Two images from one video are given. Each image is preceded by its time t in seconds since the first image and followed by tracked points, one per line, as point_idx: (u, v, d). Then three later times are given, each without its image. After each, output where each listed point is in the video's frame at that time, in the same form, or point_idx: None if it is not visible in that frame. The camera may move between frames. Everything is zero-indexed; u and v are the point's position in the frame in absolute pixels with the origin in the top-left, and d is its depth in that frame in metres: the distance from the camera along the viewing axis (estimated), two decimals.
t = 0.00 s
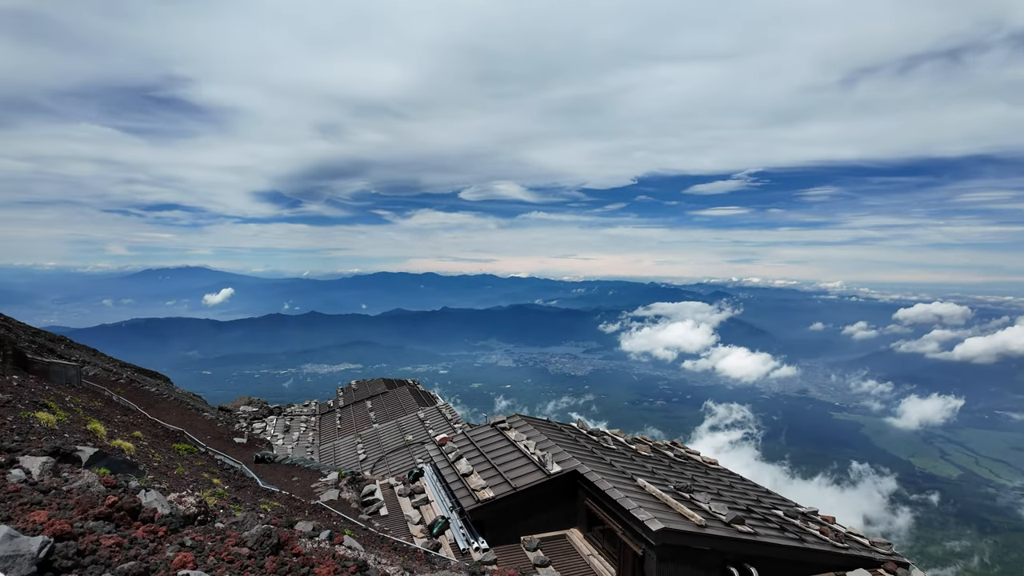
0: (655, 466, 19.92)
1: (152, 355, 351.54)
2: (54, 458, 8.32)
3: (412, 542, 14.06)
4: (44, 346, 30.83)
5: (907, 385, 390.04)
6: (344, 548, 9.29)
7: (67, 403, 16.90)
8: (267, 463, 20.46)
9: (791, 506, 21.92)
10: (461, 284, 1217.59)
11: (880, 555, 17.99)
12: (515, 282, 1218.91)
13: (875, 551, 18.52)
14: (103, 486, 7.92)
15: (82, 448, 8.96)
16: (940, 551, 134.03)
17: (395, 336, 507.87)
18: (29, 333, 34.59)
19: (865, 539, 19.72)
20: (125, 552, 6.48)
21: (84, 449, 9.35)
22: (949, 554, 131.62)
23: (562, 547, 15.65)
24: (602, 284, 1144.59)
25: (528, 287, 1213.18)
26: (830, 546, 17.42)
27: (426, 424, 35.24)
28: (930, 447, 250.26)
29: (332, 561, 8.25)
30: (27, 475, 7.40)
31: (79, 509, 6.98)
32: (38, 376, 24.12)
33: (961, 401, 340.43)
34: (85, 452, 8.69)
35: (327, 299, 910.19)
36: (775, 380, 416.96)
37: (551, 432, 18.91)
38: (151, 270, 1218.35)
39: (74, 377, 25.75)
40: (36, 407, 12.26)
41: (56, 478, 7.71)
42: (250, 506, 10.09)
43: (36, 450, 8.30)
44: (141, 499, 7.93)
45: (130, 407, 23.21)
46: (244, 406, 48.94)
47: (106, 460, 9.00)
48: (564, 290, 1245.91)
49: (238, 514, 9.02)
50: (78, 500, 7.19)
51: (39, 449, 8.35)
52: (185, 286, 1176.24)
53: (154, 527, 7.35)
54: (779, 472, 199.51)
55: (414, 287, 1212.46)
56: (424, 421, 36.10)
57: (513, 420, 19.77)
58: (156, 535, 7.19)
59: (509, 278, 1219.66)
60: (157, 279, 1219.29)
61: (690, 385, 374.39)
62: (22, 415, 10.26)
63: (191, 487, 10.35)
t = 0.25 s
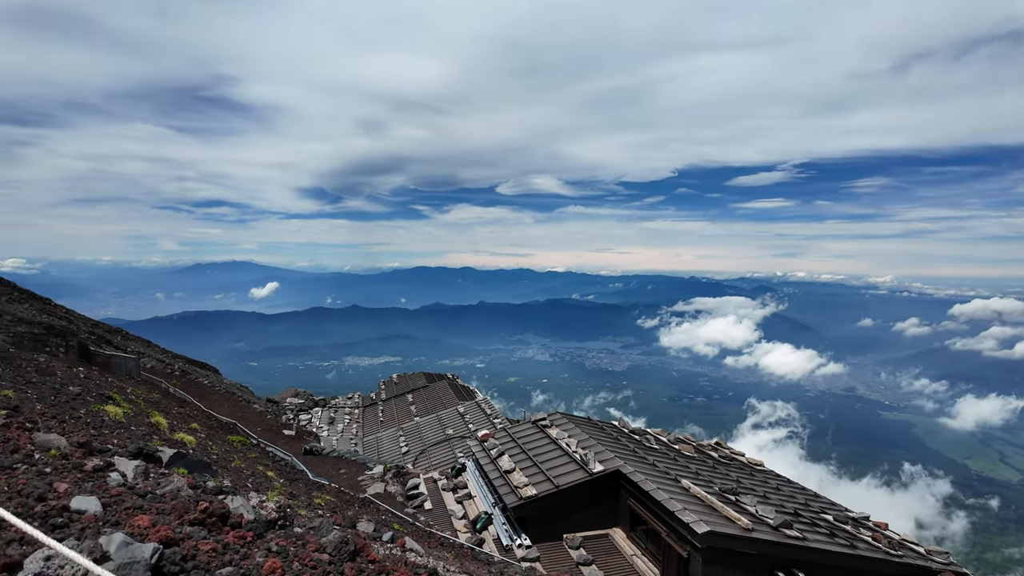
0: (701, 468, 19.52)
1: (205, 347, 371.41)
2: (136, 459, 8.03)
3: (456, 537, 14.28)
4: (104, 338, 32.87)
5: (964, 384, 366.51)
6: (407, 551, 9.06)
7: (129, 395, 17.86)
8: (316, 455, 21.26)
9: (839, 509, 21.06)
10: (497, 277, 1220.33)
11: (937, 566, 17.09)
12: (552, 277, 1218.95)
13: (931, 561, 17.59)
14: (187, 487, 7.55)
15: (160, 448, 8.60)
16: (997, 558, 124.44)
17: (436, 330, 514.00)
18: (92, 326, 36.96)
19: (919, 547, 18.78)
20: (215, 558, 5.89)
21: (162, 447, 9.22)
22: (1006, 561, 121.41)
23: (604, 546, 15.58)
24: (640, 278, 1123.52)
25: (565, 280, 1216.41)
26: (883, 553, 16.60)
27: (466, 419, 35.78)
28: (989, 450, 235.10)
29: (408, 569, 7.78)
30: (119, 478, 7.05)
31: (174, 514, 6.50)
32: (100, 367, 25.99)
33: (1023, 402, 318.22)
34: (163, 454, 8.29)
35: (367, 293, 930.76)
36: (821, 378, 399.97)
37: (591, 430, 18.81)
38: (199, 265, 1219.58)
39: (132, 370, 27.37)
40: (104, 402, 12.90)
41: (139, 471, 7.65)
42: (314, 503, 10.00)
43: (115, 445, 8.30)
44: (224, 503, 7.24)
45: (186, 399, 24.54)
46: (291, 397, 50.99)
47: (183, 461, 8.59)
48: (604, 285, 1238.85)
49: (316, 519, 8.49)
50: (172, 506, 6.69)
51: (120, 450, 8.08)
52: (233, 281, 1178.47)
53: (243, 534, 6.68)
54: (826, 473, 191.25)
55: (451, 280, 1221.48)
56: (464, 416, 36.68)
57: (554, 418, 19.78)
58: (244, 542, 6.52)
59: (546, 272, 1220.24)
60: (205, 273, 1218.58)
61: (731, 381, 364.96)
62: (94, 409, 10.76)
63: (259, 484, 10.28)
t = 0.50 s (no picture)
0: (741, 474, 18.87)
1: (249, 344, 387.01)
2: (190, 462, 8.14)
3: (493, 538, 14.28)
4: (154, 336, 34.51)
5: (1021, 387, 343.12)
6: (452, 559, 9.03)
7: (180, 393, 18.67)
8: (355, 453, 21.72)
9: (886, 517, 20.02)
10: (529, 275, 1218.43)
11: None
12: (586, 275, 1219.17)
13: None
14: (244, 491, 7.65)
15: (215, 450, 8.82)
16: None
17: (471, 328, 519.07)
18: (142, 323, 38.92)
19: (975, 561, 17.63)
20: (279, 569, 5.89)
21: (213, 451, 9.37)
22: None
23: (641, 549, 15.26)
24: (676, 276, 1100.44)
25: (600, 279, 1217.08)
26: (935, 566, 15.64)
27: (501, 417, 35.98)
28: None
29: None
30: (183, 484, 7.22)
31: (236, 522, 6.51)
32: (151, 364, 27.35)
33: None
34: (220, 456, 8.54)
35: (402, 291, 945.95)
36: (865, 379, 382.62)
37: (628, 433, 18.52)
38: (240, 263, 1217.76)
39: (181, 367, 28.49)
40: (156, 400, 13.51)
41: (197, 472, 7.84)
42: (357, 505, 10.12)
43: (171, 447, 8.55)
44: (282, 509, 7.22)
45: (231, 396, 25.54)
46: (331, 394, 52.45)
47: (238, 463, 8.80)
48: (635, 284, 1218.62)
49: (367, 526, 8.49)
50: (234, 512, 6.71)
51: (177, 452, 8.25)
52: (275, 280, 1194.48)
53: (299, 539, 6.62)
54: (871, 477, 182.37)
55: (483, 279, 1226.60)
56: (499, 415, 36.82)
57: (590, 419, 19.55)
58: (300, 549, 6.44)
59: (580, 271, 1219.96)
60: (246, 272, 1216.75)
61: (771, 382, 354.29)
62: (148, 407, 11.30)
63: (304, 484, 10.45)
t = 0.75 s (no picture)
0: (786, 479, 18.10)
1: (290, 342, 400.86)
2: (244, 458, 8.38)
3: (531, 537, 14.24)
4: (201, 333, 36.07)
5: None
6: (497, 561, 9.00)
7: (228, 390, 19.49)
8: (394, 450, 22.10)
9: (947, 528, 18.65)
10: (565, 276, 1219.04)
11: None
12: (621, 275, 1219.43)
13: None
14: (296, 489, 7.80)
15: (269, 446, 9.10)
16: None
17: (506, 328, 520.98)
18: (190, 321, 40.79)
19: None
20: (334, 566, 5.99)
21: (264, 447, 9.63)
22: None
23: (682, 554, 14.81)
24: (713, 276, 1073.53)
25: (636, 279, 1219.58)
26: None
27: (537, 417, 35.95)
28: None
29: None
30: (239, 480, 7.43)
31: (292, 518, 6.60)
32: (199, 362, 28.68)
33: None
34: (272, 454, 8.78)
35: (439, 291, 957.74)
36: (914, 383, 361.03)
37: (667, 435, 18.12)
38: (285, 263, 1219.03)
39: (228, 365, 29.70)
40: (205, 397, 14.05)
41: (249, 469, 8.06)
42: (400, 502, 10.26)
43: (225, 444, 8.87)
44: (334, 507, 7.31)
45: (275, 393, 26.48)
46: (370, 392, 53.75)
47: (288, 461, 9.03)
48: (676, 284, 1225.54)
49: (415, 525, 8.53)
50: (288, 511, 6.80)
51: (230, 450, 8.49)
52: (315, 280, 1214.96)
53: (351, 537, 6.73)
54: (924, 484, 171.87)
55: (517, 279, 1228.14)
56: (535, 415, 36.78)
57: (628, 421, 19.19)
58: (353, 548, 6.52)
59: (615, 271, 1219.27)
60: (288, 272, 1218.28)
61: (815, 384, 340.46)
62: (197, 403, 11.77)
63: (349, 481, 10.62)
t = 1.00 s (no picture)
0: (823, 482, 17.41)
1: (319, 341, 409.97)
2: (279, 453, 8.43)
3: (560, 538, 14.07)
4: (234, 331, 37.06)
5: None
6: (535, 563, 8.84)
7: (259, 386, 19.89)
8: (422, 448, 22.26)
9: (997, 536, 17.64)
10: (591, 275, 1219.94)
11: None
12: (648, 275, 1218.98)
13: None
14: (331, 485, 7.79)
15: (302, 444, 9.09)
16: None
17: (530, 327, 521.31)
18: (223, 319, 41.95)
19: None
20: (373, 568, 5.87)
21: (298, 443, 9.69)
22: None
23: (714, 558, 14.37)
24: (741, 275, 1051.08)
25: (662, 279, 1214.28)
26: None
27: (563, 417, 35.77)
28: None
29: None
30: (276, 476, 7.47)
31: (330, 516, 6.60)
32: (232, 358, 29.39)
33: None
34: (306, 449, 8.80)
35: (463, 291, 962.92)
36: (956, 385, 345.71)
37: (698, 437, 17.68)
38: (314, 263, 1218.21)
39: (260, 362, 30.40)
40: (239, 393, 14.34)
41: (283, 464, 8.07)
42: (432, 501, 10.19)
43: (260, 439, 8.93)
44: (370, 503, 7.26)
45: (305, 390, 27.00)
46: (398, 389, 54.37)
47: (323, 457, 9.09)
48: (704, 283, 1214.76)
49: (451, 523, 8.46)
50: (327, 507, 6.78)
51: (266, 444, 8.56)
52: (344, 279, 1216.46)
53: (390, 535, 6.66)
54: (965, 491, 164.16)
55: (540, 278, 1225.98)
56: (561, 414, 36.63)
57: (658, 422, 18.81)
58: (391, 546, 6.43)
59: (643, 270, 1220.01)
60: (317, 272, 1217.71)
61: (848, 387, 329.88)
62: (232, 398, 11.99)
63: (380, 477, 10.61)
